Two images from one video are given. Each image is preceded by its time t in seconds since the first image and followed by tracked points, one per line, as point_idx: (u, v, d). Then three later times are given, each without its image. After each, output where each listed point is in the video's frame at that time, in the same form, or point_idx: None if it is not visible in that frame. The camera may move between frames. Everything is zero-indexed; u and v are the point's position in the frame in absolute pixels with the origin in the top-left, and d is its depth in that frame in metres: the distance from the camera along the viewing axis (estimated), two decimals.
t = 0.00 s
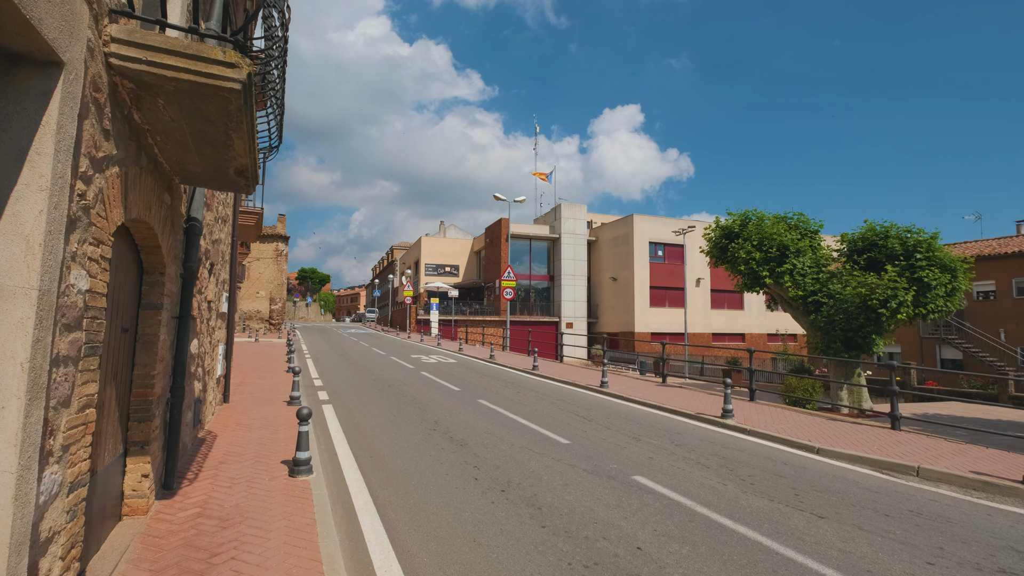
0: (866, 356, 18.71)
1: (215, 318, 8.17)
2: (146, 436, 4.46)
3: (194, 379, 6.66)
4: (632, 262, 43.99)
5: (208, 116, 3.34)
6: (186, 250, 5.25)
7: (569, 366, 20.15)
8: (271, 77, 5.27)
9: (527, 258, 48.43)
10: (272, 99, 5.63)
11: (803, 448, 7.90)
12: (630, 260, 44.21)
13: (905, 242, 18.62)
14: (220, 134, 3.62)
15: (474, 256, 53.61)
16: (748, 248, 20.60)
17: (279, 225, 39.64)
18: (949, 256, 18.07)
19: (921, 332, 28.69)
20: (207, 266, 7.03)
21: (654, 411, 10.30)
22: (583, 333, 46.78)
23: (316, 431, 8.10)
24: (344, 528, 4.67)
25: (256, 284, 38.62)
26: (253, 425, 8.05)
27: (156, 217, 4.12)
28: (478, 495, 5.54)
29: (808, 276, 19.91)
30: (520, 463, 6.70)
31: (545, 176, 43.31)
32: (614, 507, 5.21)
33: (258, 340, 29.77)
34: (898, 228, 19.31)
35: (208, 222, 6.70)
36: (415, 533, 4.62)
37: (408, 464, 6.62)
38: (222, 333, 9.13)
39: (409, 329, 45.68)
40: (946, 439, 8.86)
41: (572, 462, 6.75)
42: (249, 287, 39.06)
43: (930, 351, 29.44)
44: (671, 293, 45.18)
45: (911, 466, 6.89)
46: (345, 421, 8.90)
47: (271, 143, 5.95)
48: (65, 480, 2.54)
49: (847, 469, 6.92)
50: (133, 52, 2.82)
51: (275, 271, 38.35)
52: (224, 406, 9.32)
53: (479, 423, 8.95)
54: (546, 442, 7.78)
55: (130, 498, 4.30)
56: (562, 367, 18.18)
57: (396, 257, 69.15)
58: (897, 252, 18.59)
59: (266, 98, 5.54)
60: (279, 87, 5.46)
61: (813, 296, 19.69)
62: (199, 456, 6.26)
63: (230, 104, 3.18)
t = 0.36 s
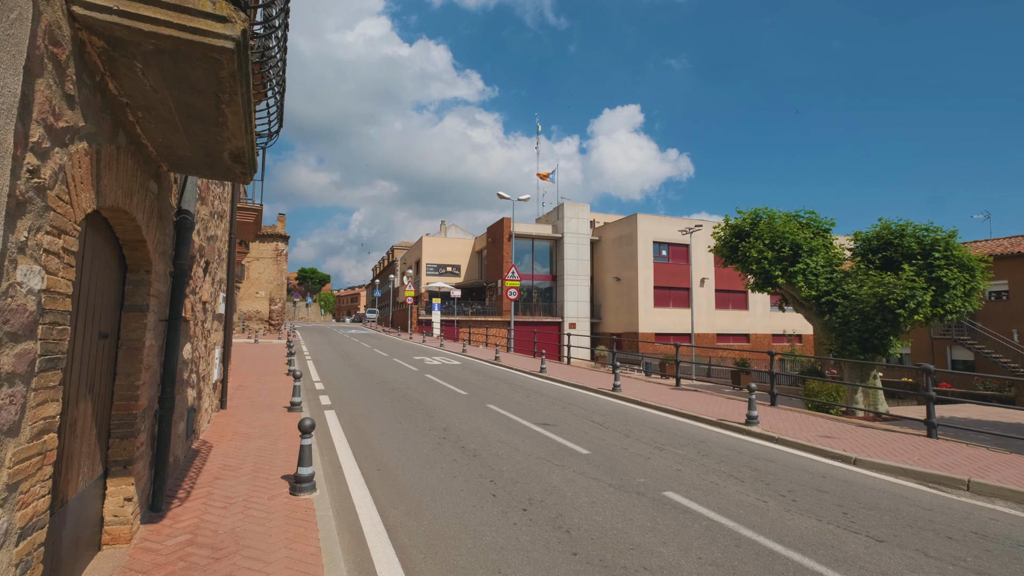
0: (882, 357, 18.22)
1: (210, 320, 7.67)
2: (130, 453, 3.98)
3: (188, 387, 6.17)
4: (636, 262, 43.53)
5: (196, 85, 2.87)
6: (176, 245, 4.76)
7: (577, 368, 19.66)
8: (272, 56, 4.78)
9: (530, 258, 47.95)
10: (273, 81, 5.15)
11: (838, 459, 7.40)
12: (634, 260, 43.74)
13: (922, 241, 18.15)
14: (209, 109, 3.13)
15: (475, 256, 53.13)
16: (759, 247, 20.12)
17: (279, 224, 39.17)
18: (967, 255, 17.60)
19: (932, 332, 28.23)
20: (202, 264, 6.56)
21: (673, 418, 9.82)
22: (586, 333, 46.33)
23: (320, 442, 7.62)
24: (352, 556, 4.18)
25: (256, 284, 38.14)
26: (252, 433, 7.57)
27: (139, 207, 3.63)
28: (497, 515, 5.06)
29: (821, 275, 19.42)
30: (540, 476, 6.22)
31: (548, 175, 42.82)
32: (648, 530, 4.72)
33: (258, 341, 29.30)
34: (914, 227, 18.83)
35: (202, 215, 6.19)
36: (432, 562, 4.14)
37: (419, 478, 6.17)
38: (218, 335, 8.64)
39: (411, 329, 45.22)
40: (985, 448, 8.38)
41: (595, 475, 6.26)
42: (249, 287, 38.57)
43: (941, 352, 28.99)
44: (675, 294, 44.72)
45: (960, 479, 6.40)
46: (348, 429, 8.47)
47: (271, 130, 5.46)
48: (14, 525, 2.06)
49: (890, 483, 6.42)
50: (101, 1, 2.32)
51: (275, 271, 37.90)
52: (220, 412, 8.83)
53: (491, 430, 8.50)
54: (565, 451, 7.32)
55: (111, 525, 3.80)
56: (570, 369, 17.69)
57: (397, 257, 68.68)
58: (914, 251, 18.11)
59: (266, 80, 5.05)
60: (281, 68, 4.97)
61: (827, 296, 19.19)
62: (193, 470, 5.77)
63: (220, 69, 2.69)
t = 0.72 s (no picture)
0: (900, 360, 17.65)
1: (202, 325, 7.13)
2: (102, 484, 3.42)
3: (177, 399, 5.64)
4: (639, 262, 43.02)
5: (169, 42, 2.34)
6: (158, 243, 4.23)
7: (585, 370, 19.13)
8: (268, 29, 4.24)
9: (532, 257, 47.43)
10: (268, 60, 4.63)
11: (879, 473, 6.86)
12: (638, 260, 43.22)
13: (940, 240, 17.60)
14: (186, 75, 2.59)
15: (477, 256, 52.59)
16: (771, 246, 19.59)
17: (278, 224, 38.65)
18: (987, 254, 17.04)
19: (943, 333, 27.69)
20: (192, 263, 6.03)
21: (694, 426, 9.29)
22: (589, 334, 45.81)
23: (321, 457, 7.08)
24: None
25: (255, 284, 37.60)
26: (248, 446, 7.02)
27: (110, 196, 3.09)
28: (519, 544, 4.52)
29: (836, 275, 18.87)
30: (560, 496, 5.68)
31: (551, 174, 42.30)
32: (690, 564, 4.18)
33: (257, 343, 28.80)
34: (931, 225, 18.29)
35: (191, 209, 5.65)
36: None
37: (430, 499, 5.63)
38: (212, 340, 8.10)
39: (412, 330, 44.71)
40: None
41: (622, 495, 5.72)
42: (248, 288, 38.04)
43: (952, 353, 28.46)
44: (679, 294, 44.20)
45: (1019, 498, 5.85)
46: (350, 441, 7.94)
47: (266, 114, 4.93)
48: None
49: (943, 502, 5.88)
50: None
51: (274, 271, 37.39)
52: (214, 422, 8.27)
53: (503, 441, 7.96)
54: (584, 466, 6.78)
55: (79, 567, 3.22)
56: (577, 372, 17.15)
57: (398, 256, 68.16)
58: (932, 251, 17.56)
59: (261, 58, 4.53)
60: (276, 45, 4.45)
61: (841, 296, 18.63)
62: (181, 492, 5.22)
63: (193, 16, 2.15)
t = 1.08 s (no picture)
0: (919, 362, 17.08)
1: (195, 326, 6.58)
2: (65, 517, 2.87)
3: (164, 408, 5.10)
4: (643, 261, 42.49)
5: None
6: (138, 233, 3.69)
7: (592, 372, 18.58)
8: None
9: (534, 257, 46.88)
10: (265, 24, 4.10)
11: (928, 487, 6.32)
12: (642, 259, 42.69)
13: (960, 237, 17.04)
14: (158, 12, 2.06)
15: (478, 255, 52.05)
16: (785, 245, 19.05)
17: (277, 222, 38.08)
18: (1010, 253, 16.48)
19: (956, 334, 27.17)
20: (182, 258, 5.49)
21: (719, 434, 8.75)
22: (592, 334, 45.28)
23: (323, 470, 6.53)
24: None
25: (254, 284, 37.03)
26: (244, 458, 6.48)
27: (71, 172, 2.55)
28: None
29: (851, 275, 18.33)
30: (588, 517, 5.13)
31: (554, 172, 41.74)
32: None
33: (256, 343, 28.26)
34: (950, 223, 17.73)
35: (179, 197, 5.11)
36: None
37: (444, 519, 5.08)
38: (205, 343, 7.55)
39: (413, 330, 44.17)
40: None
41: (656, 515, 5.17)
42: (246, 287, 37.47)
43: (964, 354, 27.94)
44: (683, 294, 43.68)
45: None
46: (355, 451, 7.40)
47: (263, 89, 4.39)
48: None
49: (1011, 523, 5.32)
50: None
51: (273, 270, 36.86)
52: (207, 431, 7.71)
53: (518, 451, 7.43)
54: (609, 479, 6.25)
55: None
56: (586, 374, 16.60)
57: (398, 256, 67.65)
58: (952, 249, 17.01)
59: (257, 22, 3.99)
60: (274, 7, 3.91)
61: (857, 296, 18.08)
62: (168, 513, 4.67)
63: None
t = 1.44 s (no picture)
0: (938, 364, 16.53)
1: (184, 331, 6.04)
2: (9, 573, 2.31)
3: (147, 423, 4.55)
4: (647, 261, 41.96)
5: None
6: (109, 226, 3.15)
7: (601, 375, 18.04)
8: None
9: (536, 257, 46.36)
10: None
11: (986, 506, 5.77)
12: (646, 259, 42.17)
13: (981, 235, 16.52)
14: None
15: (480, 255, 51.50)
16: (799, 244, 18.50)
17: (276, 222, 37.53)
18: None
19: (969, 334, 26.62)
20: (168, 255, 4.95)
21: (746, 444, 8.21)
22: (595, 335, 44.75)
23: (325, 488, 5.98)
24: None
25: (253, 284, 36.48)
26: (238, 474, 5.93)
27: (7, 142, 2.01)
28: None
29: (867, 274, 17.79)
30: (622, 545, 4.59)
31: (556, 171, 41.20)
32: None
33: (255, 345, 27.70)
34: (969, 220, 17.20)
35: (163, 186, 4.56)
36: None
37: (462, 548, 4.53)
38: (197, 348, 7.00)
39: (413, 331, 43.62)
40: None
41: (696, 543, 4.63)
42: (245, 288, 36.90)
43: (977, 355, 27.40)
44: (687, 294, 43.15)
45: None
46: (359, 465, 6.87)
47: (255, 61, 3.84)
48: None
49: None
50: None
51: (272, 270, 36.33)
52: (198, 444, 7.15)
53: (535, 464, 6.89)
54: (638, 498, 5.69)
55: None
56: (596, 378, 16.05)
57: (399, 256, 67.10)
58: (972, 247, 16.48)
59: None
60: None
61: (874, 296, 17.54)
62: (149, 543, 4.13)
63: None
